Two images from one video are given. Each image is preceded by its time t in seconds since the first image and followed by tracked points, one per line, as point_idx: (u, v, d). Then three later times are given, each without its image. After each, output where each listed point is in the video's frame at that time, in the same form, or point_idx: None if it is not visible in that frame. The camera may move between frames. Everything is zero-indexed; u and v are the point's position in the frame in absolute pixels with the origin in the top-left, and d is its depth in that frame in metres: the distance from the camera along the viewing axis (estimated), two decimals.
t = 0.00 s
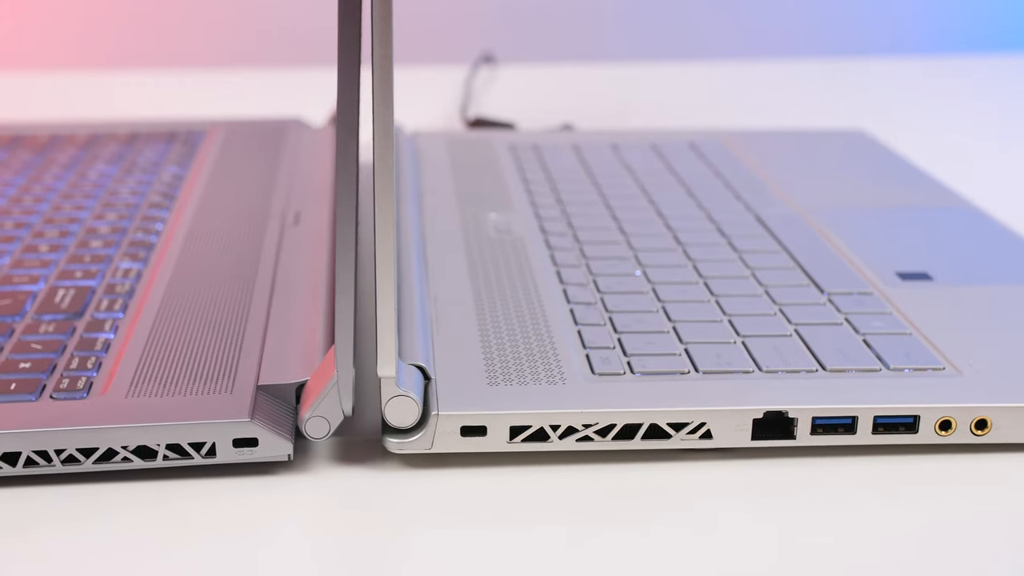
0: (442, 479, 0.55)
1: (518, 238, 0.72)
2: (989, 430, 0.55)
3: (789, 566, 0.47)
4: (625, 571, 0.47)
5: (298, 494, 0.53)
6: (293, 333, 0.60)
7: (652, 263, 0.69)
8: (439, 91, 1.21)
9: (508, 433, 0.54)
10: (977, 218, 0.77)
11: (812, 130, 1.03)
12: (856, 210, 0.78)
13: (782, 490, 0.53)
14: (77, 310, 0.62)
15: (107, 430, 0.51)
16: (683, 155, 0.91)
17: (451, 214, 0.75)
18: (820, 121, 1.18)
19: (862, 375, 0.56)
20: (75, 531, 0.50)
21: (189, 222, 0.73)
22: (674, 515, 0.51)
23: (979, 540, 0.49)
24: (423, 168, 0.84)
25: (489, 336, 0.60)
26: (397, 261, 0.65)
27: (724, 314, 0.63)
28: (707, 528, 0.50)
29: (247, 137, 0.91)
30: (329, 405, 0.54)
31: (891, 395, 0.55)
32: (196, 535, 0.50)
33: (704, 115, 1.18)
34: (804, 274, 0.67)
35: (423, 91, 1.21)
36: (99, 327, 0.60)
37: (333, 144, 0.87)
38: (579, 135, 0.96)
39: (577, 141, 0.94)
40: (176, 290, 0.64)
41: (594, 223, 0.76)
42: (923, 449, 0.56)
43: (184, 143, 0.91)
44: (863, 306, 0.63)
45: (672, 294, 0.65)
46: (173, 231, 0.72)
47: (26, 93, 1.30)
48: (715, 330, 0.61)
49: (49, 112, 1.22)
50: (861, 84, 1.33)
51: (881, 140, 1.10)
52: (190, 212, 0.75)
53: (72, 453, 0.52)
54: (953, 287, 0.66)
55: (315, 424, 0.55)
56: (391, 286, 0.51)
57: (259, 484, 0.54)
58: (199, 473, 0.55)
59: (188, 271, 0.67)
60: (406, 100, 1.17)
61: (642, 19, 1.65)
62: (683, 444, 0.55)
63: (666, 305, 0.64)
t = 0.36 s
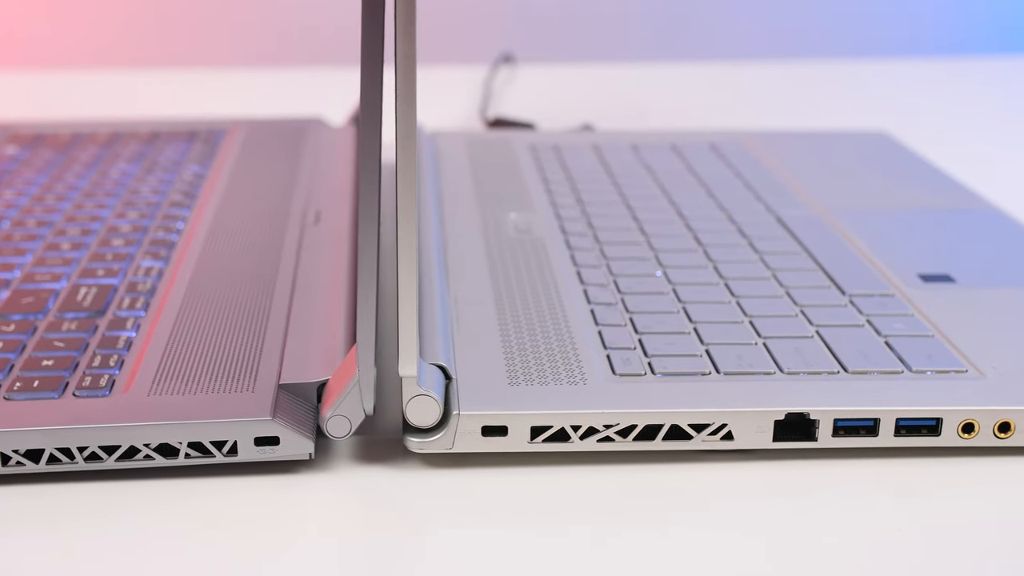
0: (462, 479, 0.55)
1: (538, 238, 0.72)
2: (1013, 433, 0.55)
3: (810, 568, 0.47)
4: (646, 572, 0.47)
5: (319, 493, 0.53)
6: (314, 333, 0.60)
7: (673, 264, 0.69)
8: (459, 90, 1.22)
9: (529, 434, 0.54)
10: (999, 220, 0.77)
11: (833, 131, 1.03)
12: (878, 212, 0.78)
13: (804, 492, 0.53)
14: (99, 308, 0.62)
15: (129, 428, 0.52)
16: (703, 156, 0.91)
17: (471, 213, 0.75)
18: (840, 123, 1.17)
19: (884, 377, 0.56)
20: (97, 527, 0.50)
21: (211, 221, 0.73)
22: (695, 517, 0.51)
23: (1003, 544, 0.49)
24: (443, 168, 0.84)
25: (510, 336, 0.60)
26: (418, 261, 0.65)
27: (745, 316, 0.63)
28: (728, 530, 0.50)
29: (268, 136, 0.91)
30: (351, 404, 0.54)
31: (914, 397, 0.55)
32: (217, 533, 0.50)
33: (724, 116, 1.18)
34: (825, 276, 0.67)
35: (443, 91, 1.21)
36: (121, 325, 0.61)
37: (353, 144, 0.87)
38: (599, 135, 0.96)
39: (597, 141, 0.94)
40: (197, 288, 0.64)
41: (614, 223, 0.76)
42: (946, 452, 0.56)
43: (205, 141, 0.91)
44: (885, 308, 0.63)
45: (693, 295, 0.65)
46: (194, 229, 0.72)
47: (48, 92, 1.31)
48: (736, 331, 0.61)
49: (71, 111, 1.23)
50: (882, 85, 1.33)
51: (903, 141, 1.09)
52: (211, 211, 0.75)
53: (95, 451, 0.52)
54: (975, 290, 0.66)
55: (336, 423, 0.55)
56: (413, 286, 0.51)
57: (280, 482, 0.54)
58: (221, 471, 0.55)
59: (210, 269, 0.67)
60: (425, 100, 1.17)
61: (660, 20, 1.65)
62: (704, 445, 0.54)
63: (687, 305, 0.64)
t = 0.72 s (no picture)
0: (481, 479, 0.55)
1: (557, 238, 0.72)
2: None
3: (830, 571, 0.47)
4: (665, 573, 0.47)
5: (338, 492, 0.54)
6: (333, 332, 0.60)
7: (692, 265, 0.69)
8: (477, 91, 1.22)
9: (549, 434, 0.54)
10: (1020, 221, 0.76)
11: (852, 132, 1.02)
12: (897, 213, 0.77)
13: (824, 494, 0.53)
14: (119, 307, 0.62)
15: (150, 426, 0.52)
16: (722, 157, 0.91)
17: (490, 214, 0.75)
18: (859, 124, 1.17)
19: (905, 379, 0.56)
20: (118, 525, 0.51)
21: (230, 220, 0.73)
22: (715, 518, 0.51)
23: None
24: (462, 168, 0.84)
25: (530, 336, 0.60)
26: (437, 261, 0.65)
27: (764, 317, 0.62)
28: (748, 532, 0.50)
29: (286, 135, 0.91)
30: (371, 403, 0.54)
31: (935, 400, 0.54)
32: (236, 531, 0.50)
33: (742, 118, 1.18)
34: (845, 277, 0.67)
35: (461, 91, 1.21)
36: (141, 323, 0.61)
37: (372, 143, 0.87)
38: (618, 136, 0.96)
39: (615, 142, 0.94)
40: (217, 287, 0.65)
41: (633, 224, 0.75)
42: (966, 455, 0.56)
43: (224, 141, 0.91)
44: (906, 310, 0.63)
45: (712, 296, 0.65)
46: (213, 228, 0.72)
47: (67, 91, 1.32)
48: (756, 333, 0.61)
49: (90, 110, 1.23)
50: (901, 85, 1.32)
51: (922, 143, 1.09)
52: (230, 210, 0.75)
53: (115, 449, 0.52)
54: (996, 292, 0.65)
55: (356, 422, 0.55)
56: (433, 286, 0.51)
57: (300, 481, 0.54)
58: (240, 470, 0.55)
59: (229, 268, 0.67)
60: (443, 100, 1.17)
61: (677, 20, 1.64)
62: (724, 446, 0.54)
63: (706, 306, 0.64)
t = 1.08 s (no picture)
0: (500, 479, 0.55)
1: (576, 238, 0.72)
2: None
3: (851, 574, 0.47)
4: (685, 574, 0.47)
5: (357, 491, 0.54)
6: (353, 332, 0.60)
7: (711, 265, 0.69)
8: (495, 91, 1.22)
9: (568, 434, 0.54)
10: None
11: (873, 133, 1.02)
12: (918, 214, 0.77)
13: (845, 497, 0.53)
14: (139, 305, 0.63)
15: (170, 424, 0.52)
16: (740, 157, 0.91)
17: (509, 214, 0.75)
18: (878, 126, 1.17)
19: (926, 381, 0.56)
20: (138, 522, 0.51)
21: (248, 219, 0.74)
22: (734, 519, 0.51)
23: None
24: (480, 168, 0.84)
25: (549, 336, 0.60)
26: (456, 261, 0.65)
27: (784, 318, 0.62)
28: (767, 533, 0.50)
29: (305, 134, 0.92)
30: (390, 403, 0.54)
31: (956, 402, 0.54)
32: (257, 530, 0.50)
33: (760, 119, 1.18)
34: (865, 279, 0.67)
35: (480, 90, 1.21)
36: (161, 322, 0.61)
37: (391, 143, 0.87)
38: (637, 137, 0.96)
39: (633, 142, 0.94)
40: (236, 286, 0.65)
41: (652, 224, 0.75)
42: (989, 458, 0.56)
43: (243, 139, 0.92)
44: (927, 311, 0.63)
45: (732, 297, 0.65)
46: (233, 228, 0.73)
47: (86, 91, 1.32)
48: (775, 334, 0.61)
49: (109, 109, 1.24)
50: (920, 86, 1.32)
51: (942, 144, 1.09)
52: (249, 209, 0.76)
53: (136, 446, 0.52)
54: (1017, 294, 0.65)
55: (376, 422, 0.55)
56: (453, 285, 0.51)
57: (319, 480, 0.54)
58: (260, 469, 0.55)
59: (249, 267, 0.67)
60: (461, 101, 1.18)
61: (694, 21, 1.64)
62: (744, 448, 0.54)
63: (726, 307, 0.64)
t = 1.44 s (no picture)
0: (519, 480, 0.55)
1: (595, 238, 0.72)
2: None
3: None
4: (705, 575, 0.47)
5: (377, 491, 0.54)
6: (373, 331, 0.60)
7: (731, 267, 0.69)
8: (513, 92, 1.22)
9: (588, 435, 0.54)
10: None
11: (893, 134, 1.02)
12: (939, 216, 0.77)
13: (865, 500, 0.52)
14: (160, 304, 0.63)
15: (191, 423, 0.52)
16: (759, 158, 0.90)
17: (528, 214, 0.75)
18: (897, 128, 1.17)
19: (947, 384, 0.56)
20: (158, 520, 0.51)
21: (268, 218, 0.74)
22: (754, 520, 0.51)
23: None
24: (499, 168, 0.84)
25: (569, 336, 0.60)
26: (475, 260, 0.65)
27: (804, 320, 0.62)
28: (787, 535, 0.50)
29: (324, 134, 0.92)
30: (410, 403, 0.54)
31: (977, 404, 0.54)
32: (276, 528, 0.50)
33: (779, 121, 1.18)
34: (885, 280, 0.67)
35: (498, 90, 1.21)
36: (182, 320, 0.61)
37: (409, 143, 0.88)
38: (655, 138, 0.96)
39: (652, 143, 0.94)
40: (256, 285, 0.65)
41: (671, 225, 0.75)
42: (1010, 461, 0.55)
43: (262, 138, 0.92)
44: (947, 314, 0.63)
45: (751, 298, 0.65)
46: (252, 226, 0.73)
47: (106, 90, 1.33)
48: (796, 335, 0.60)
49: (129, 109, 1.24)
50: (940, 86, 1.31)
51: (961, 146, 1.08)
52: (268, 208, 0.76)
53: (157, 444, 0.53)
54: None
55: (395, 421, 0.55)
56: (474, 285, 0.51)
57: (338, 478, 0.54)
58: (280, 467, 0.55)
59: (269, 265, 0.67)
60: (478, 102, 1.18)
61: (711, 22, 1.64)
62: (764, 449, 0.54)
63: (745, 308, 0.63)
